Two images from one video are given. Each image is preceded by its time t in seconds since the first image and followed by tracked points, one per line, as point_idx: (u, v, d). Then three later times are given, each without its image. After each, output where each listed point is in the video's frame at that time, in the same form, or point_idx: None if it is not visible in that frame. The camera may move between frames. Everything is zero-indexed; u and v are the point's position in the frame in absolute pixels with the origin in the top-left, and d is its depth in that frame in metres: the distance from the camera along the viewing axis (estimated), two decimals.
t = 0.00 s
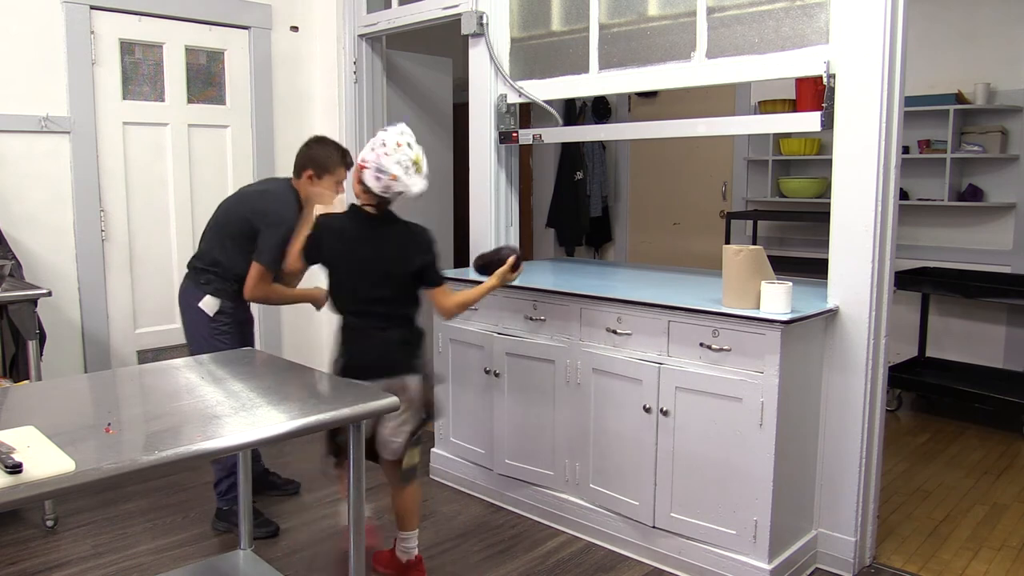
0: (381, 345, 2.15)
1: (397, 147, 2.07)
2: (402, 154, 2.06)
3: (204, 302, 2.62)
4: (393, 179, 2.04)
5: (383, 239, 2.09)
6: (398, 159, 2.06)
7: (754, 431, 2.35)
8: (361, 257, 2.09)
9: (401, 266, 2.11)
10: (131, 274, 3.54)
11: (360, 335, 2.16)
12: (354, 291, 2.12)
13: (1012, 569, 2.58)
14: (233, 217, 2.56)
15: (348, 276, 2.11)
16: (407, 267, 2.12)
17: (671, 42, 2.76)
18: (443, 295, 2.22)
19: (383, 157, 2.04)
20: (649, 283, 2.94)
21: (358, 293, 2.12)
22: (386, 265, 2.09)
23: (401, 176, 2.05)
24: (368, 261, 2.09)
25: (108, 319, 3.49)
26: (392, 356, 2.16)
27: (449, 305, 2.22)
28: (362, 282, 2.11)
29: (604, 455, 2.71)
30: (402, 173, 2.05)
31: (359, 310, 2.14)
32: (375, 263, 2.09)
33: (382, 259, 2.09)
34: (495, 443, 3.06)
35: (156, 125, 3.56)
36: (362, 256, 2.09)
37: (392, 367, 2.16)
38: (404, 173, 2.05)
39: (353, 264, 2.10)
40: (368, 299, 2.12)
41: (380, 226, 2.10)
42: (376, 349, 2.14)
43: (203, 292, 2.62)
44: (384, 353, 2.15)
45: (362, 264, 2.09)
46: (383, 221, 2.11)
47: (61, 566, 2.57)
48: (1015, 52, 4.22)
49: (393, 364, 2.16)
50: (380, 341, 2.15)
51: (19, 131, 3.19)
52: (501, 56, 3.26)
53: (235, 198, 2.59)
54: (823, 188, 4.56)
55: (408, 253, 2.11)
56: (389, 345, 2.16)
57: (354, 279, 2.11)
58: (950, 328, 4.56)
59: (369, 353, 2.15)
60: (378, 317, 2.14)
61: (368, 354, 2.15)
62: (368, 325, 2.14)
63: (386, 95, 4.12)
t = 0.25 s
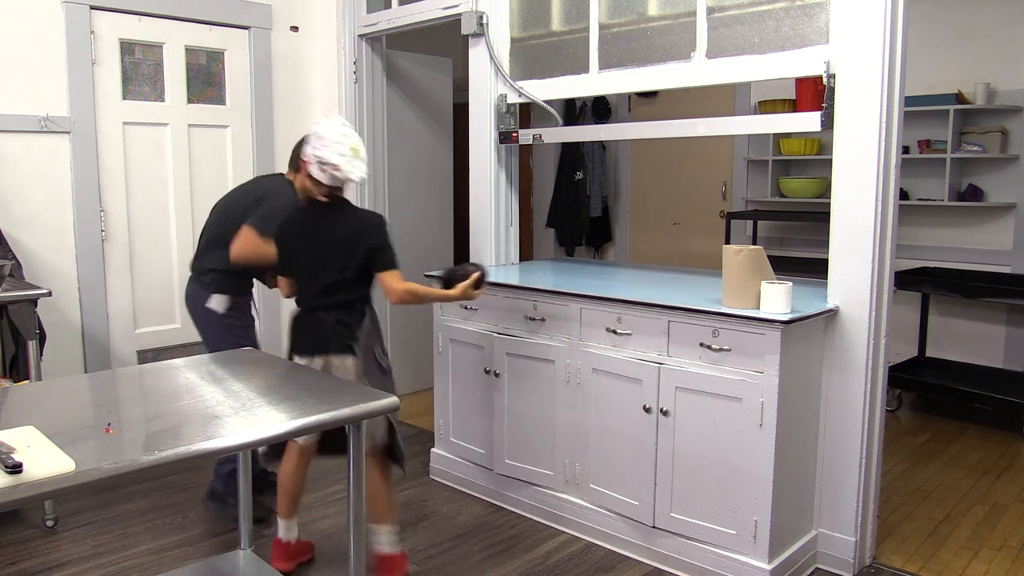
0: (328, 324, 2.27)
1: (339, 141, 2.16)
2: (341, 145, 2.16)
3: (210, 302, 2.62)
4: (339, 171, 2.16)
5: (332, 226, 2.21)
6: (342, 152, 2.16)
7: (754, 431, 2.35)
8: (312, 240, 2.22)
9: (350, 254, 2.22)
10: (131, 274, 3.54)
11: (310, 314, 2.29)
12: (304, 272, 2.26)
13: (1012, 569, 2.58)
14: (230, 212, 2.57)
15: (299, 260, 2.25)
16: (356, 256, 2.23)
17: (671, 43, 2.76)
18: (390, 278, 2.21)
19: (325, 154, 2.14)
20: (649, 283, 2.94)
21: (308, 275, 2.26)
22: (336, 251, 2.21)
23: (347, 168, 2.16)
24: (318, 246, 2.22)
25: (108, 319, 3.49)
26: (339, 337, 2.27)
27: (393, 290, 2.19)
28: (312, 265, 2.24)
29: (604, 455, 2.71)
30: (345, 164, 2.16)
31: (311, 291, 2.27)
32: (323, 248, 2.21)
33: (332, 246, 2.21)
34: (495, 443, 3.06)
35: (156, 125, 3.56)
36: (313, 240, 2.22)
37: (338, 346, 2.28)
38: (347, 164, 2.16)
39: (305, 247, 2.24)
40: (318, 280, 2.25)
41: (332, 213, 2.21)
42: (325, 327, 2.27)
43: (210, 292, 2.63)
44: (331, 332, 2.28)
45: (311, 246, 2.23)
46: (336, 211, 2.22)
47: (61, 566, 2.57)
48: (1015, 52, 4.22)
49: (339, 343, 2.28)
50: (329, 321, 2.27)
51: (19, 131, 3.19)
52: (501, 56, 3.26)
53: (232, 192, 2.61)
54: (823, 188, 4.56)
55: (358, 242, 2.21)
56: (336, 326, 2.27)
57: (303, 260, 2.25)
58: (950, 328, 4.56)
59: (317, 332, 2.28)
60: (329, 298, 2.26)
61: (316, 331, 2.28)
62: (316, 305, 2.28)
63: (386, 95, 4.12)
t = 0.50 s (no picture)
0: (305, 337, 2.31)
1: (326, 156, 2.18)
2: (326, 160, 2.18)
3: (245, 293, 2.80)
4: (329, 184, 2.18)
5: (315, 240, 2.23)
6: (326, 167, 2.18)
7: (754, 431, 2.35)
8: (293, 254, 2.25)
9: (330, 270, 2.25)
10: (131, 274, 3.54)
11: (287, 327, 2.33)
12: (281, 285, 2.29)
13: (1012, 569, 2.58)
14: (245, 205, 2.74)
15: (281, 274, 2.28)
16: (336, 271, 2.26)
17: (671, 43, 2.76)
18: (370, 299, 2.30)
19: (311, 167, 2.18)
20: (649, 283, 2.94)
21: (288, 289, 2.28)
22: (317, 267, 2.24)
23: (333, 183, 2.18)
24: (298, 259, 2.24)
25: (108, 319, 3.49)
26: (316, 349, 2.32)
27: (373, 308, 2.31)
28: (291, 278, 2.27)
29: (604, 455, 2.71)
30: (332, 177, 2.18)
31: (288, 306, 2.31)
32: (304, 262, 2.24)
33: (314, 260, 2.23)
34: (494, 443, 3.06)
35: (156, 125, 3.56)
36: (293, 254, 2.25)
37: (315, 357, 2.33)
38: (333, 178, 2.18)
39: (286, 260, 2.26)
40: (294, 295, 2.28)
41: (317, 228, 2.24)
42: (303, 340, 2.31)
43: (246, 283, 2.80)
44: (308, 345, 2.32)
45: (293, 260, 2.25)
46: (321, 226, 2.24)
47: (61, 566, 2.57)
48: (1015, 52, 4.22)
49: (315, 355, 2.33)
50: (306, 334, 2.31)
51: (19, 131, 3.19)
52: (501, 56, 3.26)
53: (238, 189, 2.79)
54: (823, 188, 4.56)
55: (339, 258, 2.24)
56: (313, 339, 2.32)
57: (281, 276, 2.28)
58: (950, 328, 4.56)
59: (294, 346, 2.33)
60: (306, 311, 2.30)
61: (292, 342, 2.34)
62: (296, 317, 2.32)
63: (386, 95, 4.12)
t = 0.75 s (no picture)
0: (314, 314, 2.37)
1: (325, 145, 2.28)
2: (324, 146, 2.28)
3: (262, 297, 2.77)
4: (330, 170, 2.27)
5: (333, 217, 2.32)
6: (326, 155, 2.27)
7: (753, 431, 2.35)
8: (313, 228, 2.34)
9: (347, 249, 2.34)
10: (131, 274, 3.54)
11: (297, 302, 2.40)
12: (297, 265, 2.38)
13: (1012, 569, 2.58)
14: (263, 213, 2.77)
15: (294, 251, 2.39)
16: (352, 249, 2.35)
17: (671, 43, 2.76)
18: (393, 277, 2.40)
19: (312, 155, 2.30)
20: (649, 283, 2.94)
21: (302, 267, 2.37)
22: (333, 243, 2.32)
23: (333, 169, 2.27)
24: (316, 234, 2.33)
25: (108, 319, 3.49)
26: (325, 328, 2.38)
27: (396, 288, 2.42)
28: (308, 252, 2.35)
29: (604, 455, 2.71)
30: (332, 165, 2.27)
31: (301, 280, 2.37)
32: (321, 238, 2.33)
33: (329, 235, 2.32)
34: (494, 443, 3.06)
35: (156, 125, 3.56)
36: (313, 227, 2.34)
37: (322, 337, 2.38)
38: (332, 165, 2.27)
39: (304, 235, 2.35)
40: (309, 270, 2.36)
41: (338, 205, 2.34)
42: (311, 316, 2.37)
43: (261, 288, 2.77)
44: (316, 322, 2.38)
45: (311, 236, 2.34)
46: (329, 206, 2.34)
47: (61, 566, 2.57)
48: (1015, 52, 4.22)
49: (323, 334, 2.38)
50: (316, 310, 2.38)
51: (18, 131, 3.19)
52: (501, 56, 3.26)
53: (255, 197, 2.82)
54: (823, 188, 4.56)
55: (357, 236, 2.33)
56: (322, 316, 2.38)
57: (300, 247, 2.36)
58: (950, 328, 4.56)
59: (303, 320, 2.39)
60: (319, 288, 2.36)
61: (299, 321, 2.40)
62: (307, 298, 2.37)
63: (386, 95, 4.12)
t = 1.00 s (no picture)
0: (338, 336, 2.51)
1: (361, 174, 2.44)
2: (360, 177, 2.44)
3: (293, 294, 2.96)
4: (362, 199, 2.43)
5: (352, 241, 2.44)
6: (361, 184, 2.43)
7: (753, 431, 2.35)
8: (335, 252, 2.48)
9: (366, 272, 2.44)
10: (130, 274, 3.54)
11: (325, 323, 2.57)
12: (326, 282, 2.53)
13: (1012, 569, 2.58)
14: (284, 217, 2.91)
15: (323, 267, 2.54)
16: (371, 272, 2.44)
17: (671, 43, 2.76)
18: (407, 301, 2.42)
19: (352, 186, 2.46)
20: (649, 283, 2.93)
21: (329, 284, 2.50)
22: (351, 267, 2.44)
23: (366, 199, 2.42)
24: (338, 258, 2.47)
25: (108, 319, 3.49)
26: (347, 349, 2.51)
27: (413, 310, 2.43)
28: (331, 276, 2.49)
29: (604, 455, 2.71)
30: (366, 194, 2.42)
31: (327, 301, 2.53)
32: (341, 262, 2.46)
33: (348, 259, 2.44)
34: (494, 443, 3.06)
35: (155, 125, 3.56)
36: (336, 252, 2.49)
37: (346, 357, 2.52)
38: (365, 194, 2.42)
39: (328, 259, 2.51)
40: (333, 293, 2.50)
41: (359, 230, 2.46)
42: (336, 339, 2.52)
43: (290, 287, 2.96)
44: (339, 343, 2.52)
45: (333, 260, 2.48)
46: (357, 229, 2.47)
47: (61, 565, 2.57)
48: (1015, 52, 4.22)
49: (347, 355, 2.52)
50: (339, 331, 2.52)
51: (18, 130, 3.19)
52: (501, 56, 3.26)
53: (273, 202, 2.96)
54: (823, 188, 4.56)
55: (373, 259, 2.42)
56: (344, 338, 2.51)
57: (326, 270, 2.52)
58: (950, 328, 4.56)
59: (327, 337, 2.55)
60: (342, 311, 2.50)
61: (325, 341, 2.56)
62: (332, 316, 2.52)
63: (386, 95, 4.12)
